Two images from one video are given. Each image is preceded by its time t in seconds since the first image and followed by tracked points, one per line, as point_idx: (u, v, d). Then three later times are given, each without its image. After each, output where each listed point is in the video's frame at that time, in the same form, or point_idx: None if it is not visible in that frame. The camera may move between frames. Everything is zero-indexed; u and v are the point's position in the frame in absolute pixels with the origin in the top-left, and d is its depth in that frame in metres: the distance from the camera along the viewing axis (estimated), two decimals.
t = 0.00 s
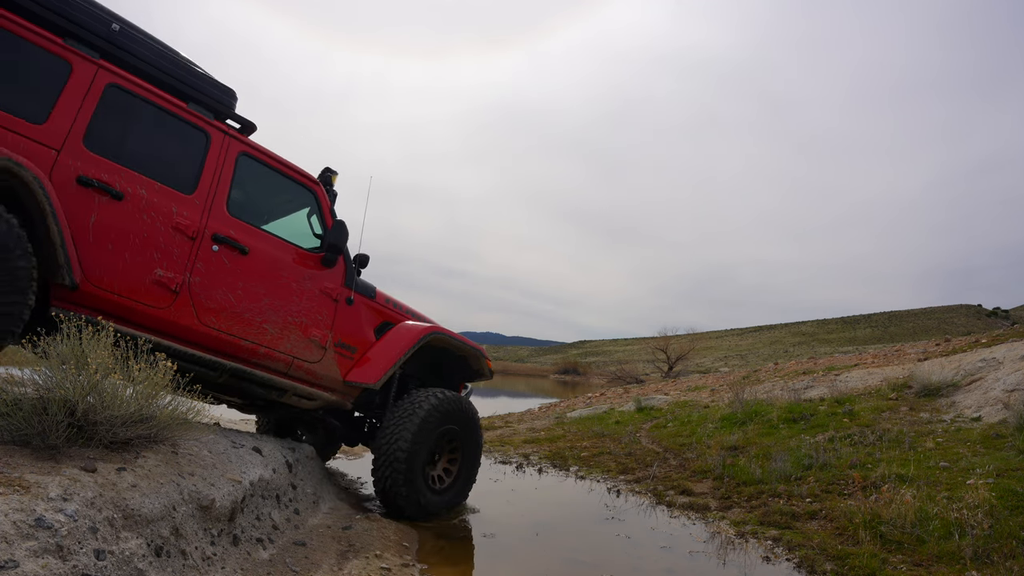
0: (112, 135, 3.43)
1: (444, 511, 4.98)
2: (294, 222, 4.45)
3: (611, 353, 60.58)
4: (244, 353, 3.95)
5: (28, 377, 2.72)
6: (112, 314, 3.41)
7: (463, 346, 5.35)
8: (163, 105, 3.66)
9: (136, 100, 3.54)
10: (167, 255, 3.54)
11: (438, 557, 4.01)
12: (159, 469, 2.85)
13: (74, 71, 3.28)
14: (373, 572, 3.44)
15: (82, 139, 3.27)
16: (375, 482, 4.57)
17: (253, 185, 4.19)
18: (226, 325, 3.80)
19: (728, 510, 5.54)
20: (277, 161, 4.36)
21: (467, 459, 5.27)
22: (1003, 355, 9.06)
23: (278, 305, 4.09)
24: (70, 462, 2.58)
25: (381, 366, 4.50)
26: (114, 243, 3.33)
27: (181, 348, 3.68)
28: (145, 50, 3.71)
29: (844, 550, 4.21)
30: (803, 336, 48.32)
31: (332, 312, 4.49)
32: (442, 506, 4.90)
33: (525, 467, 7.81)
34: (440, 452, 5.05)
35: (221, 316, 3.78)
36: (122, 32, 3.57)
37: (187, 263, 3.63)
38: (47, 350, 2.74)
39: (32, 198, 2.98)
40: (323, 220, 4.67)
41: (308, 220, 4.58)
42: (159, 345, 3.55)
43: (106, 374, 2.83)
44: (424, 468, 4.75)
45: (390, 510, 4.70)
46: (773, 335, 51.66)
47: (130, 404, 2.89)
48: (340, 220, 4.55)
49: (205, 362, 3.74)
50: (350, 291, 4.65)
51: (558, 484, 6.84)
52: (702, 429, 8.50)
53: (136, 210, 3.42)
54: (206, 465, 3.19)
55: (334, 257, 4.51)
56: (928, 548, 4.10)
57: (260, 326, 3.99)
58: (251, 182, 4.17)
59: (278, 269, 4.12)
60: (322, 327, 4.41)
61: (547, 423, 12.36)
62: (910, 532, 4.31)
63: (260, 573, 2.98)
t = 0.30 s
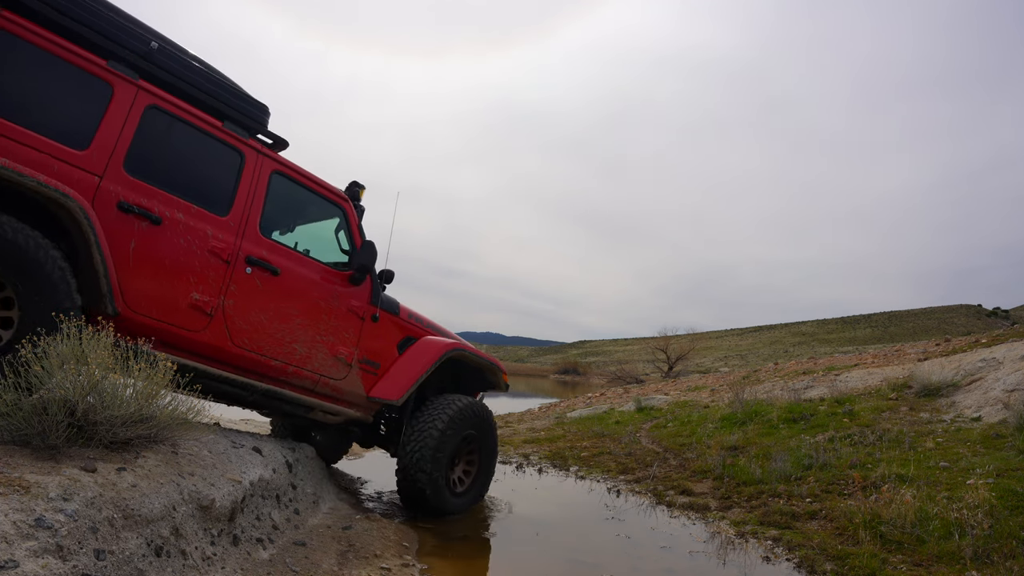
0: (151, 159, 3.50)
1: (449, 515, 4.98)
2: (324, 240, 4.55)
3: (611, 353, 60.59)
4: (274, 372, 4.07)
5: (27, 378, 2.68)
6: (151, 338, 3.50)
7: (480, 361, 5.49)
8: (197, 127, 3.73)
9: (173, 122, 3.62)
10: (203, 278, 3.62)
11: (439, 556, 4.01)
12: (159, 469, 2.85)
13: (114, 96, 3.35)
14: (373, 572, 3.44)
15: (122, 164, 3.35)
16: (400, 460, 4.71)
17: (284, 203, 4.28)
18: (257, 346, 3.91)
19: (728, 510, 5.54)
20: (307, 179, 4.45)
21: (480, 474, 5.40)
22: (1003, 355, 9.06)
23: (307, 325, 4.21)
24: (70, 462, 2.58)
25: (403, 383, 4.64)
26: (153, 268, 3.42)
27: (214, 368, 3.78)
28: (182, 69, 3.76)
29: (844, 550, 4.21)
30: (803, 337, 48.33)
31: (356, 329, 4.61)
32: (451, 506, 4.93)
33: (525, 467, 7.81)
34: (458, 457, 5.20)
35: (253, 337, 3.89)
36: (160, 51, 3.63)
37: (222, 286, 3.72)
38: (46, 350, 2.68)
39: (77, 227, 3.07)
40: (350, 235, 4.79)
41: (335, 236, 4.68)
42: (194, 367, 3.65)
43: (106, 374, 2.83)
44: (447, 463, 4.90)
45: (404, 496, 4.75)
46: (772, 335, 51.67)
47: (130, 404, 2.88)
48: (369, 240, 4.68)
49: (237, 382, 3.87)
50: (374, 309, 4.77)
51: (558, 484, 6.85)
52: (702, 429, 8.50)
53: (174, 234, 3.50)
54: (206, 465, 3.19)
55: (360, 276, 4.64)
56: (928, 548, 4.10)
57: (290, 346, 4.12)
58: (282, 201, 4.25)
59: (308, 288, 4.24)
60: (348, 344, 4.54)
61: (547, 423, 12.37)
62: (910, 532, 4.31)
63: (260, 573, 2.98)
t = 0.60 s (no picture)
0: (170, 168, 3.50)
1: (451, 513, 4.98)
2: (338, 249, 4.56)
3: (611, 353, 60.59)
4: (286, 380, 4.08)
5: (25, 379, 2.67)
6: (165, 346, 3.51)
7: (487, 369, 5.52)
8: (217, 135, 3.72)
9: (193, 130, 3.61)
10: (219, 288, 3.63)
11: (439, 556, 4.01)
12: (159, 469, 2.85)
13: (137, 104, 3.35)
14: (373, 572, 3.44)
15: (142, 173, 3.35)
16: (411, 449, 4.81)
17: (299, 211, 4.28)
18: (270, 355, 3.92)
19: (728, 510, 5.54)
20: (324, 187, 4.45)
21: (488, 480, 5.41)
22: (1003, 355, 9.06)
23: (320, 334, 4.21)
24: (70, 462, 2.58)
25: (412, 392, 4.67)
26: (171, 278, 3.42)
27: (226, 376, 3.80)
28: (204, 76, 3.75)
29: (844, 550, 4.21)
30: (803, 337, 48.33)
31: (368, 339, 4.62)
32: (455, 504, 4.94)
33: (525, 467, 7.81)
34: (466, 458, 5.26)
35: (266, 346, 3.90)
36: (183, 59, 3.62)
37: (238, 295, 3.73)
38: (46, 350, 2.67)
39: (96, 237, 3.09)
40: (365, 243, 4.80)
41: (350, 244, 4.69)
42: (206, 375, 3.66)
43: (106, 374, 2.83)
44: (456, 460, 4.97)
45: (410, 488, 4.81)
46: (772, 336, 51.67)
47: (130, 404, 2.89)
48: (384, 251, 4.72)
49: (248, 390, 3.88)
50: (386, 317, 4.78)
51: (558, 484, 6.85)
52: (702, 429, 8.50)
53: (192, 244, 3.51)
54: (206, 465, 3.19)
55: (373, 286, 4.65)
56: (928, 548, 4.10)
57: (303, 355, 4.12)
58: (298, 209, 4.26)
59: (321, 297, 4.24)
60: (359, 353, 4.54)
61: (547, 423, 12.37)
62: (910, 532, 4.31)
63: (260, 573, 2.98)
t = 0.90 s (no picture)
0: (168, 168, 3.51)
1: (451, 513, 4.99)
2: (336, 248, 4.57)
3: (611, 353, 60.60)
4: (285, 379, 4.07)
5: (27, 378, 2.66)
6: (164, 346, 3.51)
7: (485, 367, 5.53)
8: (215, 135, 3.73)
9: (192, 130, 3.62)
10: (218, 288, 3.63)
11: (439, 555, 4.01)
12: (159, 469, 2.85)
13: (135, 105, 3.35)
14: (372, 572, 3.44)
15: (140, 173, 3.35)
16: (410, 449, 4.80)
17: (297, 211, 4.29)
18: (269, 354, 3.92)
19: (728, 510, 5.53)
20: (322, 187, 4.45)
21: (487, 479, 5.42)
22: (1003, 355, 9.06)
23: (318, 333, 4.21)
24: (70, 462, 2.58)
25: (412, 391, 4.68)
26: (169, 277, 3.42)
27: (226, 376, 3.79)
28: (201, 77, 3.76)
29: (844, 550, 4.21)
30: (803, 337, 48.33)
31: (367, 338, 4.62)
32: (455, 504, 4.95)
33: (525, 467, 7.81)
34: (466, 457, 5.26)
35: (265, 346, 3.90)
36: (181, 59, 3.63)
37: (236, 295, 3.73)
38: (46, 350, 2.67)
39: (96, 238, 3.09)
40: (363, 243, 4.80)
41: (348, 244, 4.69)
42: (206, 375, 3.65)
43: (106, 374, 2.83)
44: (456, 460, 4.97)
45: (409, 486, 4.82)
46: (772, 336, 51.67)
47: (130, 404, 2.89)
48: (382, 250, 4.72)
49: (247, 389, 3.87)
50: (385, 316, 4.78)
51: (558, 484, 6.85)
52: (702, 429, 8.50)
53: (190, 244, 3.51)
54: (206, 465, 3.19)
55: (372, 285, 4.64)
56: (928, 548, 4.10)
57: (301, 354, 4.12)
58: (296, 209, 4.27)
59: (320, 296, 4.24)
60: (358, 353, 4.54)
61: (547, 423, 12.36)
62: (910, 532, 4.31)
63: (260, 573, 2.98)
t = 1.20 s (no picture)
0: (169, 168, 3.50)
1: (451, 513, 4.99)
2: (337, 247, 4.57)
3: (611, 353, 60.60)
4: (286, 379, 4.07)
5: (25, 379, 2.66)
6: (165, 346, 3.51)
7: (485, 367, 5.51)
8: (215, 136, 3.73)
9: (193, 130, 3.62)
10: (219, 288, 3.63)
11: (439, 555, 4.01)
12: (159, 469, 2.85)
13: (136, 106, 3.36)
14: (373, 572, 3.44)
15: (142, 174, 3.35)
16: (410, 449, 4.80)
17: (298, 211, 4.29)
18: (269, 354, 3.92)
19: (728, 510, 5.53)
20: (323, 187, 4.46)
21: (487, 480, 5.42)
22: (1003, 355, 9.06)
23: (319, 333, 4.21)
24: (70, 462, 2.58)
25: (413, 391, 4.68)
26: (170, 278, 3.42)
27: (227, 376, 3.79)
28: (202, 77, 3.76)
29: (844, 550, 4.21)
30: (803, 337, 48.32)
31: (367, 338, 4.61)
32: (455, 504, 4.95)
33: (525, 467, 7.81)
34: (466, 458, 5.26)
35: (266, 345, 3.90)
36: (182, 60, 3.63)
37: (237, 295, 3.74)
38: (46, 350, 2.67)
39: (97, 238, 3.10)
40: (363, 243, 4.80)
41: (348, 244, 4.69)
42: (207, 375, 3.65)
43: (106, 374, 2.83)
44: (456, 460, 4.97)
45: (410, 486, 4.81)
46: (772, 336, 51.68)
47: (130, 404, 2.89)
48: (382, 250, 4.71)
49: (248, 389, 3.87)
50: (385, 316, 4.77)
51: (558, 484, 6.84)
52: (702, 429, 8.50)
53: (191, 244, 3.51)
54: (206, 465, 3.19)
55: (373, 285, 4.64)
56: (928, 548, 4.10)
57: (302, 354, 4.12)
58: (297, 209, 4.27)
59: (320, 296, 4.24)
60: (359, 353, 4.54)
61: (547, 423, 12.36)
62: (910, 532, 4.31)
63: (260, 573, 2.98)
